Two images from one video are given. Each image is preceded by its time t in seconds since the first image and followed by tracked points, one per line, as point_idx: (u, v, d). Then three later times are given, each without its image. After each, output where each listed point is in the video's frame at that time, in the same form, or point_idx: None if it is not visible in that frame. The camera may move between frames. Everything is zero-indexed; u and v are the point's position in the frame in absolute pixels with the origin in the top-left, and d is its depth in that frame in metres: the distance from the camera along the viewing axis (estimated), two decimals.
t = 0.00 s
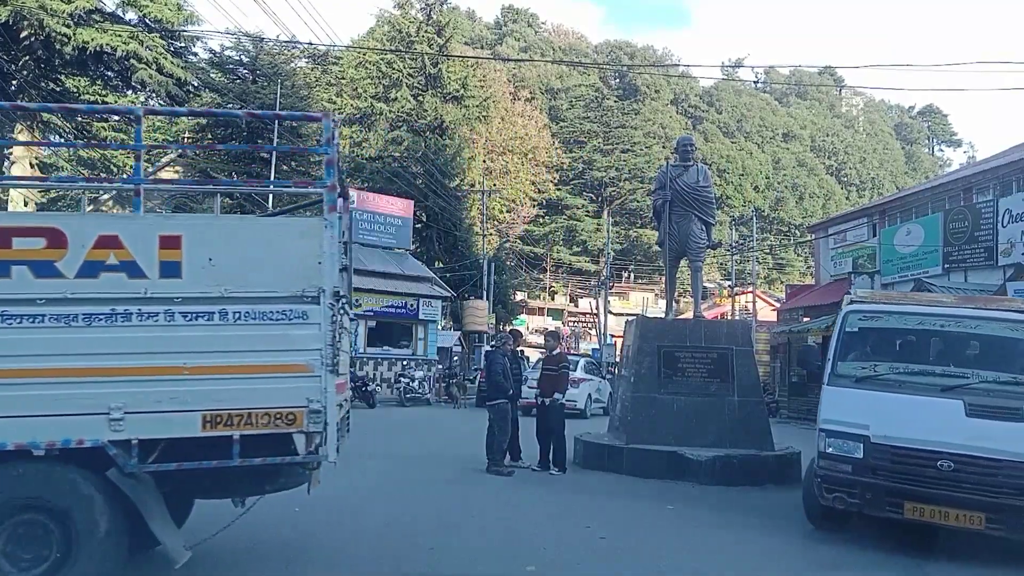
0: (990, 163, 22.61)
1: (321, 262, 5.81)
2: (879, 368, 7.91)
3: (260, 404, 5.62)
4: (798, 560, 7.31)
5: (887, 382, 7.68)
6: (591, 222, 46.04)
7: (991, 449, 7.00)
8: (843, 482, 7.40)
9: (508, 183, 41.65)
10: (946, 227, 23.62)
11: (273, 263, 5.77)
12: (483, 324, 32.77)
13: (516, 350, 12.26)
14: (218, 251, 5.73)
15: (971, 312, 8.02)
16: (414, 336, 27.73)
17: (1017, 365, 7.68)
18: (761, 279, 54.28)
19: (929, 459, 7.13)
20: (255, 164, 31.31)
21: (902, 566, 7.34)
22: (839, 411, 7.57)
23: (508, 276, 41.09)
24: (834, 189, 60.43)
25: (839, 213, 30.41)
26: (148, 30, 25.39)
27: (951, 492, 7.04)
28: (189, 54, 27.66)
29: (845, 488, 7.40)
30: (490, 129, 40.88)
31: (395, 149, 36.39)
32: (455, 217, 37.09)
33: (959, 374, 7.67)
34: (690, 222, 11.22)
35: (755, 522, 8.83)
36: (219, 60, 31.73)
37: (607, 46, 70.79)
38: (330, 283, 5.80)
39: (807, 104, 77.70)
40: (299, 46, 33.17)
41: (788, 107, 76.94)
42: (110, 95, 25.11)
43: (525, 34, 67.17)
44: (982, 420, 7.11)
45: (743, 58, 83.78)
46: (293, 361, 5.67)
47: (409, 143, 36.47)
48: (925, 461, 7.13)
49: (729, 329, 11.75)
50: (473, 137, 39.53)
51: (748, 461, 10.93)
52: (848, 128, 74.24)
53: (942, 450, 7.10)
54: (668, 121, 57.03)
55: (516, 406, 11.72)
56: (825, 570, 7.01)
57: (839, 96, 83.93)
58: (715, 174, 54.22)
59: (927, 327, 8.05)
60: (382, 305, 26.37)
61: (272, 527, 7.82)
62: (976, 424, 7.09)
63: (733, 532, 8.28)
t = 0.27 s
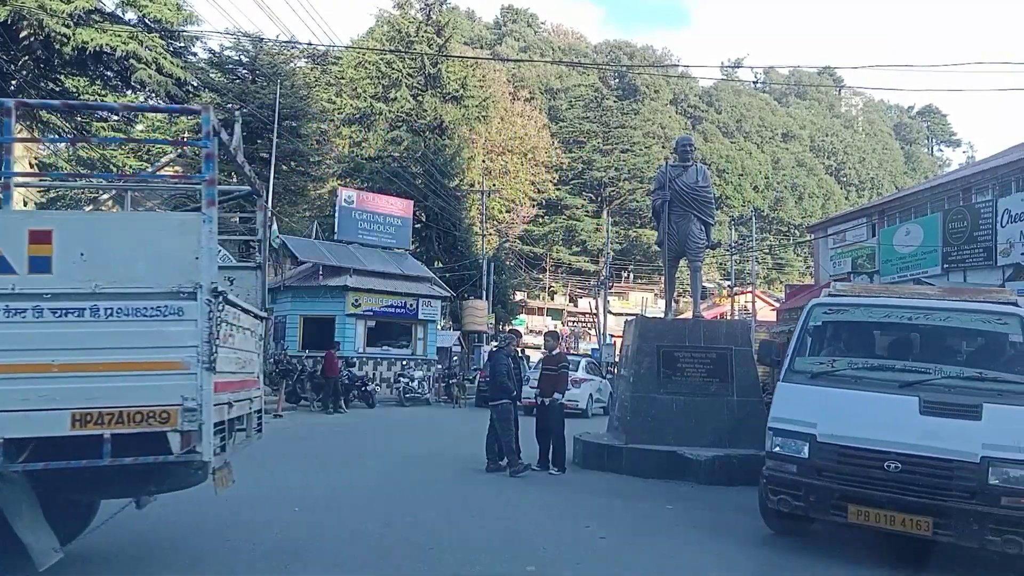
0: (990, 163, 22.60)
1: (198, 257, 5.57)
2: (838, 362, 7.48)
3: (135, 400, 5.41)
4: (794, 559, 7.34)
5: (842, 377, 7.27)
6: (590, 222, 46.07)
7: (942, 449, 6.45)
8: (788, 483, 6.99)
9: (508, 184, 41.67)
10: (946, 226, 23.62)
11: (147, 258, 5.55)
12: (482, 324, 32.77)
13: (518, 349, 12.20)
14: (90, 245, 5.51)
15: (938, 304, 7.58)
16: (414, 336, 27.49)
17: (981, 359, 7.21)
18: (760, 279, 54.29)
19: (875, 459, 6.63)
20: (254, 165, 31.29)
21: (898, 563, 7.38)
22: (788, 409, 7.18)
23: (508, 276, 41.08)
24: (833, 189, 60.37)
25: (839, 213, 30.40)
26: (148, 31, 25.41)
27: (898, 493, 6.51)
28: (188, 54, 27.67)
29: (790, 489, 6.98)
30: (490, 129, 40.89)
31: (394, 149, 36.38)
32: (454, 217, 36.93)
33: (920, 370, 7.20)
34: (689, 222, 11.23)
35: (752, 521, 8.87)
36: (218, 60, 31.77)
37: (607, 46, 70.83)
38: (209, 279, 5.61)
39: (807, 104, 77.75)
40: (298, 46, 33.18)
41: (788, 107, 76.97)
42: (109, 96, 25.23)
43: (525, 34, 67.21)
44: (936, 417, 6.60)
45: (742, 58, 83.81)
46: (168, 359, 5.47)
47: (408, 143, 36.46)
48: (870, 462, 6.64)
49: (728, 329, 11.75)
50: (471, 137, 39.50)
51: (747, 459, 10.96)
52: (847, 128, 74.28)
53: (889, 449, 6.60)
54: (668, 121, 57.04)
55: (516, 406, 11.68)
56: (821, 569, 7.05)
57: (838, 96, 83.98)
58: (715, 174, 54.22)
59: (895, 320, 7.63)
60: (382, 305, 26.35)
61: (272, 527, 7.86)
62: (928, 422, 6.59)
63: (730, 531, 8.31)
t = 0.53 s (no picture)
0: (990, 162, 22.56)
1: (86, 252, 5.40)
2: (789, 358, 6.89)
3: (9, 398, 4.99)
4: (795, 558, 7.29)
5: (795, 373, 6.66)
6: (590, 221, 46.09)
7: (891, 449, 5.69)
8: (726, 484, 6.25)
9: (507, 183, 41.67)
10: (945, 226, 23.60)
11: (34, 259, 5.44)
12: (482, 323, 32.74)
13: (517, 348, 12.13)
14: None
15: (906, 299, 6.96)
16: (413, 336, 27.44)
17: (947, 355, 6.54)
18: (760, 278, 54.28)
19: (816, 459, 5.88)
20: (253, 164, 31.22)
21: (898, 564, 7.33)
22: (733, 405, 6.52)
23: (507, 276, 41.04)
24: (832, 189, 60.30)
25: (838, 213, 30.37)
26: (147, 30, 25.43)
27: (838, 495, 5.75)
28: (187, 54, 27.72)
29: (729, 489, 6.23)
30: (489, 128, 40.89)
31: (394, 149, 36.36)
32: (453, 218, 36.66)
33: (874, 365, 6.59)
34: (689, 223, 11.23)
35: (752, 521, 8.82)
36: (217, 60, 31.79)
37: (606, 46, 70.87)
38: (98, 275, 5.30)
39: (807, 104, 77.80)
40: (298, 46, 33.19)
41: (787, 107, 77.03)
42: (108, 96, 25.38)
43: (524, 33, 67.28)
44: (881, 416, 5.92)
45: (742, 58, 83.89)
46: (52, 355, 5.08)
47: (407, 143, 36.42)
48: (810, 460, 5.88)
49: (727, 328, 11.74)
50: (470, 137, 39.50)
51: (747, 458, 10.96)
52: (847, 128, 74.34)
53: (832, 447, 5.85)
54: (667, 121, 57.07)
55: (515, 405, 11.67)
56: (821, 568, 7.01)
57: (838, 96, 84.05)
58: (714, 174, 54.22)
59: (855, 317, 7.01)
60: (381, 305, 26.32)
61: (271, 527, 7.82)
62: (874, 420, 5.90)
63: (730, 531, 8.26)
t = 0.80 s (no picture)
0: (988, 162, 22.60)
1: None
2: (731, 353, 6.51)
3: None
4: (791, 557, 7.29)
5: (732, 369, 6.29)
6: (588, 221, 46.16)
7: (813, 450, 5.30)
8: (650, 483, 5.92)
9: (507, 183, 41.72)
10: (943, 226, 23.64)
11: None
12: (480, 323, 32.75)
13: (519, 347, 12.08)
14: None
15: (855, 290, 6.52)
16: (413, 335, 27.55)
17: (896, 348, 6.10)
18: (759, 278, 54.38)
19: (738, 458, 5.52)
20: (252, 164, 31.16)
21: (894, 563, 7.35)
22: (665, 402, 6.17)
23: (506, 276, 41.06)
24: (831, 190, 60.26)
25: (837, 213, 30.41)
26: (146, 30, 25.44)
27: (758, 497, 5.37)
28: (186, 53, 27.79)
29: (655, 490, 5.87)
30: (488, 129, 40.92)
31: (393, 149, 36.39)
32: (452, 218, 36.46)
33: (813, 361, 6.17)
34: (687, 222, 11.27)
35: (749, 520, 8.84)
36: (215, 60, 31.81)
37: (605, 46, 70.93)
38: None
39: (806, 104, 77.91)
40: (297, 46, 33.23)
41: (786, 107, 77.15)
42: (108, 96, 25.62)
43: (524, 33, 67.36)
44: (809, 413, 5.54)
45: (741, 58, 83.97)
46: None
47: (406, 142, 36.42)
48: (731, 461, 5.52)
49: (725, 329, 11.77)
50: (469, 137, 39.49)
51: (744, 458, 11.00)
52: (846, 128, 74.48)
53: (754, 447, 5.48)
54: (665, 121, 57.14)
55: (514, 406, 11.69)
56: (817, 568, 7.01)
57: (837, 96, 84.19)
58: (713, 174, 54.27)
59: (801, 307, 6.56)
60: (380, 305, 26.35)
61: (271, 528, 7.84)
62: (801, 417, 5.52)
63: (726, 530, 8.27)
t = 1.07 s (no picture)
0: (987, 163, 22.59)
1: None
2: (666, 350, 6.27)
3: None
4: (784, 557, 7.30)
5: (663, 367, 6.06)
6: (588, 221, 46.20)
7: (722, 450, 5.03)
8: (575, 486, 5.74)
9: (507, 183, 41.73)
10: (942, 227, 23.64)
11: None
12: (479, 323, 32.74)
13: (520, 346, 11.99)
14: None
15: (796, 282, 6.26)
16: (412, 335, 27.55)
17: (833, 341, 5.75)
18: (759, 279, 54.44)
19: (652, 459, 5.29)
20: (251, 164, 31.04)
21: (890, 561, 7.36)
22: (596, 402, 5.99)
23: (506, 275, 41.04)
24: (831, 190, 60.03)
25: (837, 213, 30.41)
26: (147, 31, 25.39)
27: (671, 500, 5.15)
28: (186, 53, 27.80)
29: (578, 492, 5.68)
30: (488, 129, 40.91)
31: (392, 149, 36.38)
32: (451, 217, 36.36)
33: (744, 357, 5.87)
34: (686, 223, 11.27)
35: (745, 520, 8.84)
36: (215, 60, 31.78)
37: (605, 46, 70.91)
38: None
39: (805, 104, 77.97)
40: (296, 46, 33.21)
41: (786, 106, 77.20)
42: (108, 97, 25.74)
43: (523, 33, 67.38)
44: (726, 411, 5.26)
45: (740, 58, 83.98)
46: None
47: (406, 142, 36.38)
48: (645, 463, 5.31)
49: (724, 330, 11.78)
50: (468, 138, 39.35)
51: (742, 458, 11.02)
52: (845, 128, 74.55)
53: (667, 447, 5.26)
54: (664, 120, 57.15)
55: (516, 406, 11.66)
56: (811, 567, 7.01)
57: (836, 96, 84.26)
58: (713, 174, 54.28)
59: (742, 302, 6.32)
60: (379, 305, 26.29)
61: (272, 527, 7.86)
62: (718, 415, 5.25)
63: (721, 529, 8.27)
